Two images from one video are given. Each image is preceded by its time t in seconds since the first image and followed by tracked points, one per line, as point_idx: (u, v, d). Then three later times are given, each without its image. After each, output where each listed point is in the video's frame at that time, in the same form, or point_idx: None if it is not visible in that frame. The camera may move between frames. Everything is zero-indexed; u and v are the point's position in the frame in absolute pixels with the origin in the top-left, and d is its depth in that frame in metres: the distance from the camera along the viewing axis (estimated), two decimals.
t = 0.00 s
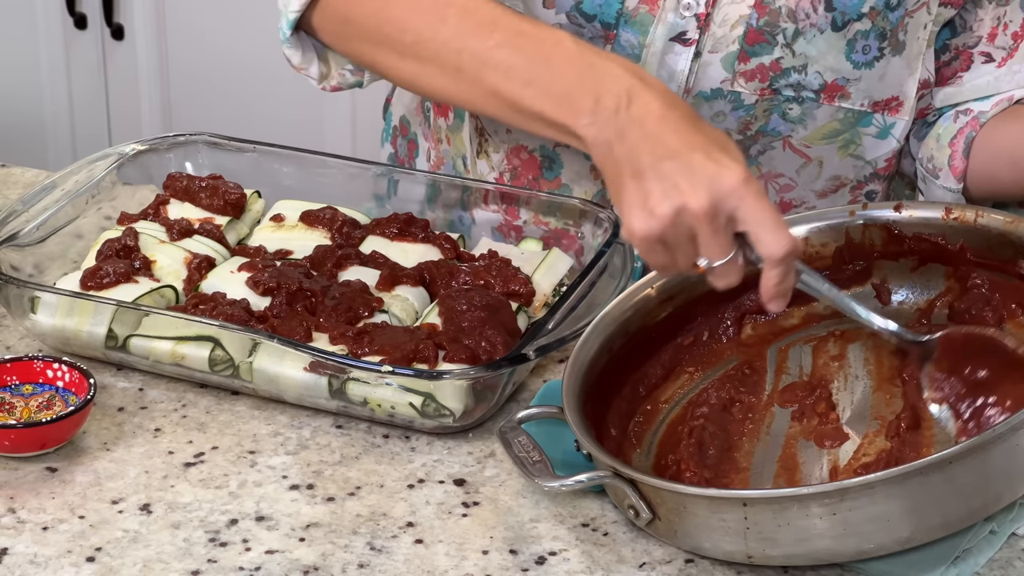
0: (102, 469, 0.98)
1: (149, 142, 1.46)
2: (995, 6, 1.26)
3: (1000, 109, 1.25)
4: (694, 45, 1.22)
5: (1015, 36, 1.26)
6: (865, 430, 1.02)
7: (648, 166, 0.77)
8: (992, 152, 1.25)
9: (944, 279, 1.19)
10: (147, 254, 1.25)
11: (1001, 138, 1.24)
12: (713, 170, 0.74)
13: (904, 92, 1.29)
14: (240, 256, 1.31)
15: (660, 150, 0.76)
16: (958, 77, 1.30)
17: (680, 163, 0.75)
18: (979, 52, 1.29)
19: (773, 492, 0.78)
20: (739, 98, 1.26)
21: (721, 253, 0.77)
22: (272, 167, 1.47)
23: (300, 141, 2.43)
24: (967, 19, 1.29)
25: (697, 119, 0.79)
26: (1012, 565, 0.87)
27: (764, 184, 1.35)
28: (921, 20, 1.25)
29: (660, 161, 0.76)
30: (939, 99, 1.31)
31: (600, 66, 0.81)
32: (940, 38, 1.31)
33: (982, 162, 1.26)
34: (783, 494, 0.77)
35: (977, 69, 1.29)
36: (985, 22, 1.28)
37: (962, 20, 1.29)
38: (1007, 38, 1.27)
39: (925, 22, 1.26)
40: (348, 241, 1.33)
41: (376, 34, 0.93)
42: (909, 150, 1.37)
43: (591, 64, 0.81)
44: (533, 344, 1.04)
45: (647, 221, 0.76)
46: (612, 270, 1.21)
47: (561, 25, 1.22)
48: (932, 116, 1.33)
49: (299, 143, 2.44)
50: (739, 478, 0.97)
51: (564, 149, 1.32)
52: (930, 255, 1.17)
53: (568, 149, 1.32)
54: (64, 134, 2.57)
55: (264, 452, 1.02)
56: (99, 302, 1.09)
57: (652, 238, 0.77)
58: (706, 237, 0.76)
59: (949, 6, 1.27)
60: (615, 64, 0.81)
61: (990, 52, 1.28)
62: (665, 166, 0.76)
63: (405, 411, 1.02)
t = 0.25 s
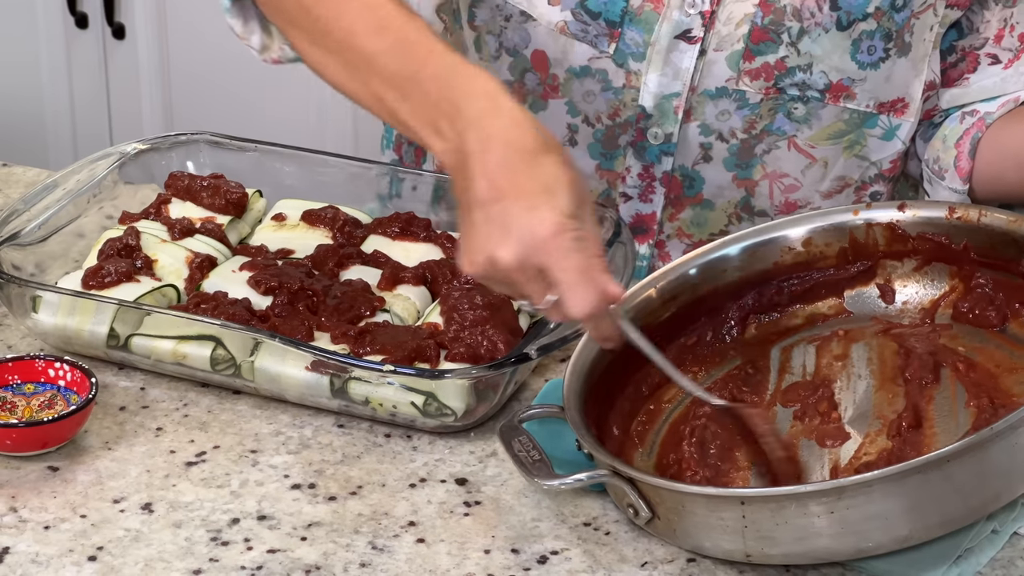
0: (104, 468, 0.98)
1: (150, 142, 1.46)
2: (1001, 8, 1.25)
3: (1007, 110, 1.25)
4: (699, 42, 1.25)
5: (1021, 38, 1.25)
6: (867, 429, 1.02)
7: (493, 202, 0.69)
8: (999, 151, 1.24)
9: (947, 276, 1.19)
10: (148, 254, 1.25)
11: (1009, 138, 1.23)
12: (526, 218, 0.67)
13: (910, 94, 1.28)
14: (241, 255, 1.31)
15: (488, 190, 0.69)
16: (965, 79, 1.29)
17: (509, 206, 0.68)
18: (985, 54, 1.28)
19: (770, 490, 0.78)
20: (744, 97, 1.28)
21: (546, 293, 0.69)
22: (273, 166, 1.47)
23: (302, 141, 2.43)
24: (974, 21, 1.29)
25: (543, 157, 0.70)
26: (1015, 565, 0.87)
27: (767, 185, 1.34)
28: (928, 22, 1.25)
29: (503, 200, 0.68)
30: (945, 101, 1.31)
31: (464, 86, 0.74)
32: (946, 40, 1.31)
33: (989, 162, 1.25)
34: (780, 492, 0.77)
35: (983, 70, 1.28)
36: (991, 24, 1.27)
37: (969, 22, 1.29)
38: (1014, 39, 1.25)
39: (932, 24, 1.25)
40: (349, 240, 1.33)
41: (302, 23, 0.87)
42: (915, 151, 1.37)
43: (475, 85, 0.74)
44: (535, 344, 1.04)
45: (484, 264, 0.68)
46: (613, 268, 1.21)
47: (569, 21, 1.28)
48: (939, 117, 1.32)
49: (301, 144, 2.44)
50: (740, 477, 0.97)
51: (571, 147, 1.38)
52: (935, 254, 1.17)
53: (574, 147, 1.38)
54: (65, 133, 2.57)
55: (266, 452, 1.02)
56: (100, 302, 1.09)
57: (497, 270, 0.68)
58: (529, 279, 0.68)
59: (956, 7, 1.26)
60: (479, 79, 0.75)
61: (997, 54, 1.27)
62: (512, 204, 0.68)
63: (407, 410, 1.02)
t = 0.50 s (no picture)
0: (105, 467, 0.98)
1: (151, 141, 1.46)
2: (1005, 10, 1.26)
3: (1011, 111, 1.24)
4: (703, 43, 1.25)
5: None
6: (868, 429, 1.02)
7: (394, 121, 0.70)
8: (1003, 153, 1.24)
9: (951, 278, 1.18)
10: (150, 254, 1.25)
11: (1014, 139, 1.23)
12: (435, 145, 0.68)
13: (914, 95, 1.27)
14: (242, 255, 1.31)
15: (397, 115, 0.70)
16: (969, 80, 1.30)
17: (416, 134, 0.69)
18: (989, 54, 1.28)
19: (768, 487, 0.78)
20: (748, 98, 1.28)
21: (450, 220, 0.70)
22: (275, 166, 1.47)
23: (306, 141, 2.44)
24: (978, 22, 1.29)
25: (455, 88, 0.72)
26: (1016, 566, 0.87)
27: (771, 186, 1.34)
28: (932, 23, 1.24)
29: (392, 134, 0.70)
30: (949, 102, 1.31)
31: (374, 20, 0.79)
32: (951, 41, 1.31)
33: (992, 163, 1.25)
34: (778, 489, 0.77)
35: (987, 72, 1.28)
36: (996, 26, 1.27)
37: (973, 23, 1.29)
38: (1018, 40, 1.25)
39: (936, 26, 1.25)
40: (349, 240, 1.33)
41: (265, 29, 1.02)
42: (920, 153, 1.37)
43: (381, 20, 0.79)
44: (537, 344, 1.04)
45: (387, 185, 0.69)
46: (615, 268, 1.21)
47: (573, 22, 1.28)
48: (943, 118, 1.32)
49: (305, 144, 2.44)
50: (742, 476, 0.97)
51: (575, 148, 1.39)
52: (941, 257, 1.17)
53: (578, 147, 1.39)
54: (66, 133, 2.57)
55: (267, 452, 1.02)
56: (102, 301, 1.09)
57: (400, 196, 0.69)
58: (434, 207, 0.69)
59: (959, 8, 1.26)
60: (391, 12, 0.79)
61: (1001, 55, 1.27)
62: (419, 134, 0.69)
63: (408, 410, 1.02)
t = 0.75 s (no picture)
0: (104, 466, 0.98)
1: (150, 140, 1.46)
2: (1004, 6, 1.26)
3: (1009, 108, 1.25)
4: (703, 41, 1.24)
5: None
6: (868, 428, 1.01)
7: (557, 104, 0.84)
8: (1000, 150, 1.24)
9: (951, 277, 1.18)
10: (149, 253, 1.25)
11: (1012, 136, 1.23)
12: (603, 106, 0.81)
13: (914, 91, 1.28)
14: (242, 254, 1.31)
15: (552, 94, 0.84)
16: (967, 77, 1.30)
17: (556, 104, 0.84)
18: (987, 51, 1.28)
19: (768, 487, 0.77)
20: (747, 94, 1.27)
21: (629, 181, 0.84)
22: (274, 164, 1.47)
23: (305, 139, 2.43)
24: (977, 18, 1.29)
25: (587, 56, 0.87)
26: (1015, 563, 0.87)
27: (770, 182, 1.35)
28: (931, 19, 1.25)
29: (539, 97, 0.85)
30: (947, 98, 1.31)
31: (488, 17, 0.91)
32: (949, 38, 1.31)
33: (990, 160, 1.25)
34: (779, 489, 0.77)
35: (985, 68, 1.28)
36: (994, 21, 1.27)
37: (972, 19, 1.30)
38: (1016, 37, 1.26)
39: (935, 21, 1.25)
40: (349, 238, 1.33)
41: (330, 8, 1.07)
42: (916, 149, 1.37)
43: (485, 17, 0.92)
44: (536, 341, 1.04)
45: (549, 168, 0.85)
46: (615, 268, 1.21)
47: (571, 21, 1.26)
48: (941, 114, 1.32)
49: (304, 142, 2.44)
50: (741, 475, 0.97)
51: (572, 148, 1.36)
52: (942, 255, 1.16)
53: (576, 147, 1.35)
54: (66, 132, 2.57)
55: (267, 450, 1.01)
56: (101, 300, 1.09)
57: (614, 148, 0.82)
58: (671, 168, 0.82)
59: (959, 4, 1.26)
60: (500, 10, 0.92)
61: (999, 51, 1.27)
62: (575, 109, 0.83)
63: (408, 408, 1.02)
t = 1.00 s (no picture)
0: (104, 466, 0.98)
1: (150, 139, 1.46)
2: (1004, 6, 1.26)
3: (1008, 107, 1.25)
4: (700, 37, 1.22)
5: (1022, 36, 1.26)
6: (868, 428, 1.01)
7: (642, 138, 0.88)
8: (999, 150, 1.25)
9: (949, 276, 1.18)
10: (149, 252, 1.25)
11: (1011, 136, 1.24)
12: (689, 142, 0.87)
13: (911, 90, 1.29)
14: (241, 253, 1.31)
15: (639, 129, 0.89)
16: (966, 77, 1.30)
17: (648, 138, 0.88)
18: (986, 51, 1.28)
19: (768, 487, 0.77)
20: (745, 92, 1.26)
21: (709, 219, 0.89)
22: (273, 164, 1.47)
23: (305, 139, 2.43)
24: (976, 18, 1.28)
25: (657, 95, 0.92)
26: (1015, 563, 0.87)
27: (768, 180, 1.34)
28: (929, 18, 1.25)
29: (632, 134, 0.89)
30: (946, 98, 1.31)
31: (578, 61, 0.93)
32: (947, 37, 1.30)
33: (989, 159, 1.25)
34: (780, 489, 0.77)
35: (984, 68, 1.29)
36: (993, 22, 1.27)
37: (971, 19, 1.29)
38: (1015, 36, 1.26)
39: (932, 20, 1.26)
40: (349, 237, 1.33)
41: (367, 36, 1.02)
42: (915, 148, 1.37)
43: (567, 64, 0.93)
44: (535, 341, 1.04)
45: (634, 200, 0.89)
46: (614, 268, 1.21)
47: (568, 18, 1.25)
48: (941, 114, 1.32)
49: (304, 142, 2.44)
50: (741, 475, 0.97)
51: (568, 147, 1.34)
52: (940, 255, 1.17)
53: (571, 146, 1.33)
54: (66, 133, 2.57)
55: (266, 450, 1.01)
56: (101, 299, 1.09)
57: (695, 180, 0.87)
58: (740, 204, 0.86)
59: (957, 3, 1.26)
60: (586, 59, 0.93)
61: (998, 51, 1.28)
62: (671, 149, 0.87)
63: (407, 408, 1.02)
